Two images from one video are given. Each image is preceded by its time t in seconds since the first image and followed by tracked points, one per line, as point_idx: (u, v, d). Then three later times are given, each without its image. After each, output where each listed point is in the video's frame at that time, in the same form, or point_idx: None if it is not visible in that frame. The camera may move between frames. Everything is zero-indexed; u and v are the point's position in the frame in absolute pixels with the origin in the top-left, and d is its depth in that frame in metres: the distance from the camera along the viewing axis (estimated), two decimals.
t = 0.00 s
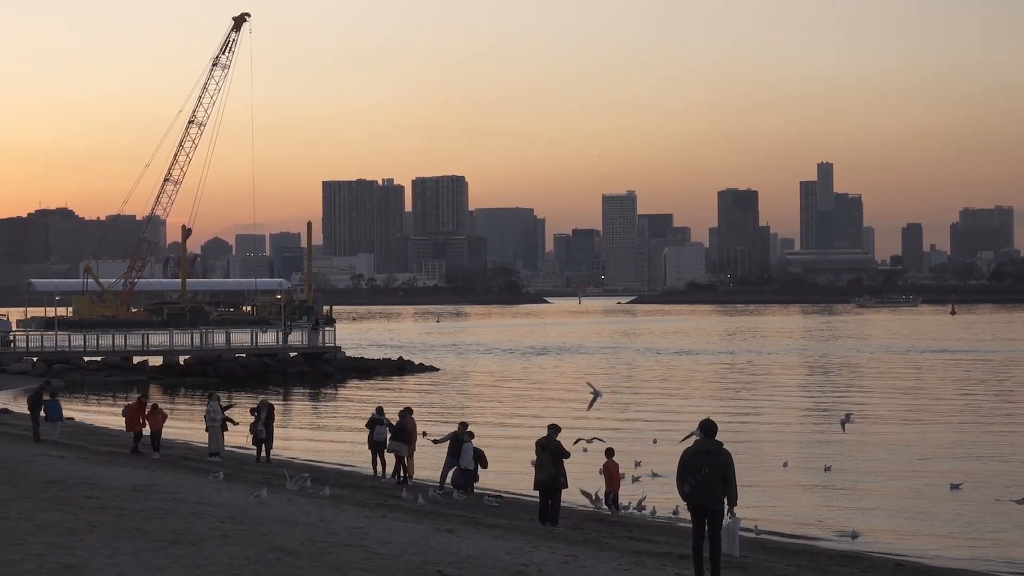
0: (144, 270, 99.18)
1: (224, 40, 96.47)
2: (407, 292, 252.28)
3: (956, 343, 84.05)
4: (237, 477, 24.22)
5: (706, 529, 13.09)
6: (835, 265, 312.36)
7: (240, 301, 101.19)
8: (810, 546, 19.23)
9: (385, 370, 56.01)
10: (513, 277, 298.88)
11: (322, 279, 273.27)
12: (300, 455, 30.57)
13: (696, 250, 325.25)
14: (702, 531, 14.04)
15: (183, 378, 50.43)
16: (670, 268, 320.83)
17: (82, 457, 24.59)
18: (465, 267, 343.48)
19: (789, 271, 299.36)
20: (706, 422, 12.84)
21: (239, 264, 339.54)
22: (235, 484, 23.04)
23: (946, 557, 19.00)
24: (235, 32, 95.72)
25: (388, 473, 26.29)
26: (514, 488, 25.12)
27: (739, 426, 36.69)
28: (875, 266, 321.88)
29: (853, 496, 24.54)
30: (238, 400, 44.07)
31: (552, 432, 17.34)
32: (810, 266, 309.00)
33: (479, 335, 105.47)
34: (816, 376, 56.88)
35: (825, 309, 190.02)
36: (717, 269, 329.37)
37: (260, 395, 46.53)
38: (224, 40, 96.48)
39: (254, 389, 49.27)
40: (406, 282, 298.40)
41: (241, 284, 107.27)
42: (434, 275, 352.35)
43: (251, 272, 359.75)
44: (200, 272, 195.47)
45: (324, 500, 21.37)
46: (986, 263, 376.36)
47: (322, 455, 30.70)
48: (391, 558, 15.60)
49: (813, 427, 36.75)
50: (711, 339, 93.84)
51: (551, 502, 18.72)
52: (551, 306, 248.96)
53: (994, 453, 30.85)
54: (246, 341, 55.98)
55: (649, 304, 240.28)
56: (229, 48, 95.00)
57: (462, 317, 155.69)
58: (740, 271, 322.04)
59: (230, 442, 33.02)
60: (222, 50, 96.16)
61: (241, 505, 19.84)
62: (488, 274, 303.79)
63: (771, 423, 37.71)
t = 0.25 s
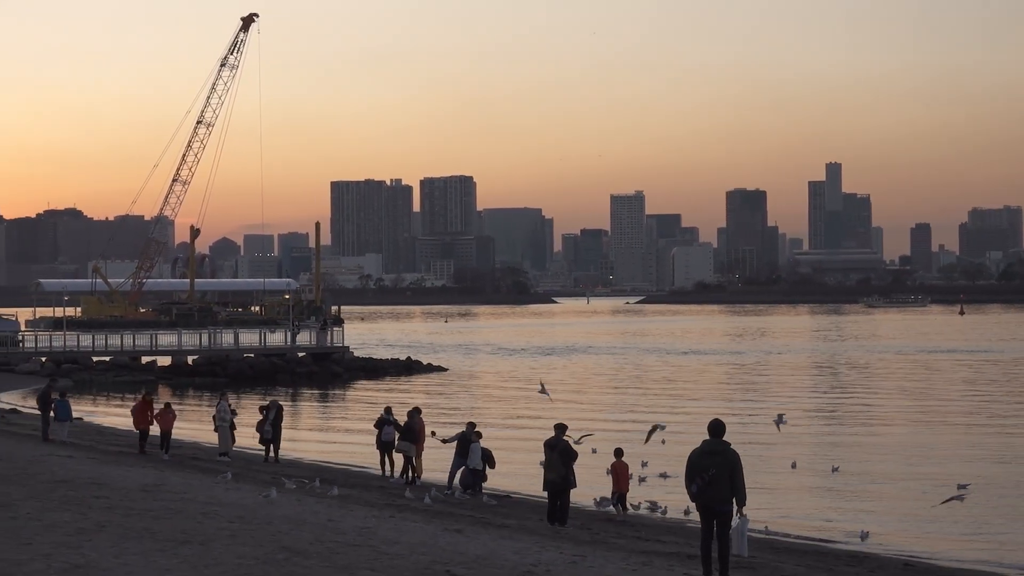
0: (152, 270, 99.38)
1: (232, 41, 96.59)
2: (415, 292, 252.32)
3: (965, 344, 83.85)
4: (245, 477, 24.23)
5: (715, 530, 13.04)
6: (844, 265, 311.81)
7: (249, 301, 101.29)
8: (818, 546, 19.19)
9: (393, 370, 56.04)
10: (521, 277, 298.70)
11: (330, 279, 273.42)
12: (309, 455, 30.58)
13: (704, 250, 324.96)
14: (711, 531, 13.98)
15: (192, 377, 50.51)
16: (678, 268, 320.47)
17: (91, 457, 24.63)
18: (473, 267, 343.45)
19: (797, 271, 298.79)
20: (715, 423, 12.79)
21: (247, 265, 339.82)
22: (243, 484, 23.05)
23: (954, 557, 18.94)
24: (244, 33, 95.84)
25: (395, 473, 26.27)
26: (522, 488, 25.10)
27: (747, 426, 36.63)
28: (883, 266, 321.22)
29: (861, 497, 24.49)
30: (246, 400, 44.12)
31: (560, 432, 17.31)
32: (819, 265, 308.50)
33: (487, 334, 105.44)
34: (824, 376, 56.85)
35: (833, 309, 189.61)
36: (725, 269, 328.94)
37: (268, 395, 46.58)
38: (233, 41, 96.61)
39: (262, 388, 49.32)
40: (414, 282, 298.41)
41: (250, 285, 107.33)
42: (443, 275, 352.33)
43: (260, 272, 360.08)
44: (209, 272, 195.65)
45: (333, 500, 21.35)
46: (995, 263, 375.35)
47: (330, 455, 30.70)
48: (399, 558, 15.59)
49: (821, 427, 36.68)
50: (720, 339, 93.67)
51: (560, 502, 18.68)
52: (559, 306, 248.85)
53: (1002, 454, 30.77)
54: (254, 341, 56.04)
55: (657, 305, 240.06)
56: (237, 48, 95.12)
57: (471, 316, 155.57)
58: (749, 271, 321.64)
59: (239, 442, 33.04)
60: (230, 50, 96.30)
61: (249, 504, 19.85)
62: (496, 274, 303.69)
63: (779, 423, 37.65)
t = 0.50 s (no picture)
0: (162, 270, 99.53)
1: (242, 41, 96.69)
2: (425, 292, 252.32)
3: (975, 344, 83.63)
4: (256, 477, 24.23)
5: (725, 528, 13.00)
6: (854, 265, 311.15)
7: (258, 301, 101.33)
8: (828, 546, 19.15)
9: (403, 370, 56.06)
10: (531, 277, 298.55)
11: (340, 279, 273.53)
12: (319, 455, 30.57)
13: (714, 250, 324.53)
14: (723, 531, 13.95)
15: (202, 377, 50.58)
16: (688, 268, 320.03)
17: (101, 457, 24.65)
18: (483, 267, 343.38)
19: (808, 271, 298.13)
20: (726, 423, 12.74)
21: (258, 264, 340.15)
22: (254, 483, 23.05)
23: (965, 557, 18.88)
24: (253, 33, 95.93)
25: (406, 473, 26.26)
26: (532, 488, 25.07)
27: (758, 426, 36.56)
28: (893, 266, 320.42)
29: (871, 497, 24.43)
30: (256, 400, 44.15)
31: (570, 432, 17.29)
32: (829, 265, 307.88)
33: (497, 334, 105.39)
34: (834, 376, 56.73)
35: (843, 309, 189.14)
36: (735, 268, 328.37)
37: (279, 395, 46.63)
38: (243, 41, 96.70)
39: (272, 388, 49.39)
40: (424, 282, 298.39)
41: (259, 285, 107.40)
42: (453, 275, 352.26)
43: (270, 272, 360.43)
44: (219, 271, 195.83)
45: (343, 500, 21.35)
46: (1005, 262, 374.35)
47: (341, 455, 30.70)
48: (409, 558, 15.57)
49: (832, 427, 36.60)
50: (729, 339, 93.51)
51: (570, 502, 18.66)
52: (569, 305, 248.69)
53: (1014, 454, 30.67)
54: (264, 341, 56.10)
55: (667, 304, 239.78)
56: (247, 49, 95.22)
57: (480, 316, 155.40)
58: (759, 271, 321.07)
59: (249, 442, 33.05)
60: (240, 51, 96.39)
61: (259, 505, 19.85)
62: (506, 273, 303.59)
63: (790, 423, 37.58)
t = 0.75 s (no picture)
0: (175, 270, 99.67)
1: (254, 41, 96.83)
2: (437, 292, 252.32)
3: (988, 343, 83.30)
4: (268, 477, 24.22)
5: (737, 528, 12.95)
6: (866, 265, 310.26)
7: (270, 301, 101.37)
8: (840, 546, 19.07)
9: (415, 370, 56.08)
10: (543, 276, 298.28)
11: (352, 279, 273.65)
12: (331, 455, 30.56)
13: (726, 250, 323.94)
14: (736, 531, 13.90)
15: (214, 377, 50.67)
16: (700, 268, 319.44)
17: (114, 456, 24.67)
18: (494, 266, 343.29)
19: (820, 270, 297.29)
20: (739, 423, 12.68)
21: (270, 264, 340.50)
22: (266, 483, 23.04)
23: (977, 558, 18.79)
24: (265, 33, 96.04)
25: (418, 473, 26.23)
26: (544, 488, 25.02)
27: (770, 426, 36.47)
28: (906, 266, 319.42)
29: (883, 497, 24.35)
30: (268, 399, 44.18)
31: (582, 432, 17.25)
32: (842, 265, 307.10)
33: (508, 334, 105.31)
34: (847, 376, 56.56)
35: (856, 309, 188.53)
36: (747, 268, 327.79)
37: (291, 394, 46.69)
38: (254, 41, 96.83)
39: (284, 388, 49.44)
40: (436, 282, 298.37)
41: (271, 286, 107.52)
42: (464, 275, 352.24)
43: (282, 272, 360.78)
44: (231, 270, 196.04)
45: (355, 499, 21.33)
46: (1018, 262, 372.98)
47: (353, 455, 30.68)
48: (422, 557, 15.55)
49: (844, 427, 36.49)
50: (741, 339, 93.29)
51: (582, 502, 18.62)
52: (581, 305, 248.36)
53: None
54: (277, 340, 56.16)
55: (679, 304, 239.38)
56: (259, 49, 95.32)
57: (492, 316, 155.24)
58: (771, 270, 320.45)
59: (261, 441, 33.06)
60: (252, 50, 96.54)
61: (272, 504, 19.85)
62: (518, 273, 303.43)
63: (802, 423, 37.48)
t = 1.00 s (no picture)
0: (189, 270, 99.80)
1: (268, 42, 96.95)
2: (451, 292, 252.30)
3: (1004, 344, 82.97)
4: (283, 477, 24.22)
5: (752, 528, 12.88)
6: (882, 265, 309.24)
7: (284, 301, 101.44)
8: (854, 546, 19.01)
9: (429, 370, 56.08)
10: (557, 276, 298.01)
11: (367, 279, 273.87)
12: (346, 455, 30.55)
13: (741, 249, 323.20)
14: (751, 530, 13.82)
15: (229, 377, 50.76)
16: (714, 267, 318.79)
17: (129, 455, 24.71)
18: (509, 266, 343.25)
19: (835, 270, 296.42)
20: (754, 423, 12.61)
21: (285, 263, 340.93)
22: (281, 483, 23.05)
23: (992, 559, 18.71)
24: (280, 33, 96.18)
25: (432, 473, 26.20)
26: (557, 488, 24.98)
27: (785, 426, 36.37)
28: (922, 266, 318.31)
29: (898, 497, 24.27)
30: (282, 399, 44.23)
31: (596, 432, 17.23)
32: (857, 265, 306.15)
33: (522, 334, 105.25)
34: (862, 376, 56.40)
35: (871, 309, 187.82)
36: (761, 268, 326.92)
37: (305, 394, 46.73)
38: (269, 42, 96.94)
39: (299, 388, 49.49)
40: (450, 282, 298.34)
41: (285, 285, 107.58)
42: (478, 275, 352.21)
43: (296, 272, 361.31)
44: (246, 270, 196.31)
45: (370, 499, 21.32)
46: None
47: (367, 455, 30.67)
48: (436, 557, 15.54)
49: (859, 427, 36.38)
50: (756, 339, 93.03)
51: (596, 502, 18.58)
52: (595, 305, 248.06)
53: None
54: (291, 341, 56.24)
55: (693, 304, 238.95)
56: (273, 49, 95.44)
57: (506, 316, 155.07)
58: (786, 270, 319.62)
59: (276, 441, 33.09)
60: (266, 51, 96.68)
61: (286, 504, 19.86)
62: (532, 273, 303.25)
63: (817, 423, 37.38)
